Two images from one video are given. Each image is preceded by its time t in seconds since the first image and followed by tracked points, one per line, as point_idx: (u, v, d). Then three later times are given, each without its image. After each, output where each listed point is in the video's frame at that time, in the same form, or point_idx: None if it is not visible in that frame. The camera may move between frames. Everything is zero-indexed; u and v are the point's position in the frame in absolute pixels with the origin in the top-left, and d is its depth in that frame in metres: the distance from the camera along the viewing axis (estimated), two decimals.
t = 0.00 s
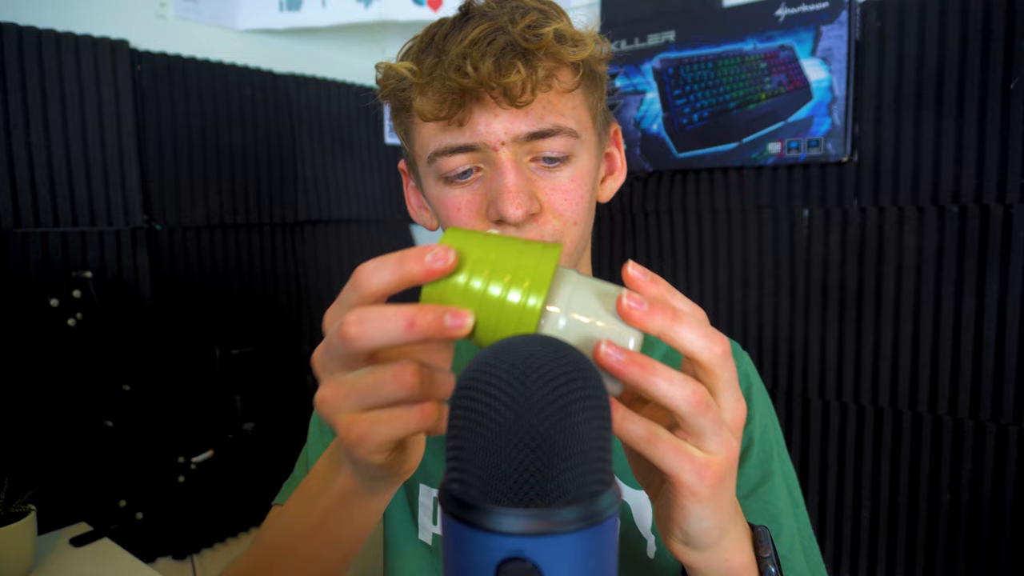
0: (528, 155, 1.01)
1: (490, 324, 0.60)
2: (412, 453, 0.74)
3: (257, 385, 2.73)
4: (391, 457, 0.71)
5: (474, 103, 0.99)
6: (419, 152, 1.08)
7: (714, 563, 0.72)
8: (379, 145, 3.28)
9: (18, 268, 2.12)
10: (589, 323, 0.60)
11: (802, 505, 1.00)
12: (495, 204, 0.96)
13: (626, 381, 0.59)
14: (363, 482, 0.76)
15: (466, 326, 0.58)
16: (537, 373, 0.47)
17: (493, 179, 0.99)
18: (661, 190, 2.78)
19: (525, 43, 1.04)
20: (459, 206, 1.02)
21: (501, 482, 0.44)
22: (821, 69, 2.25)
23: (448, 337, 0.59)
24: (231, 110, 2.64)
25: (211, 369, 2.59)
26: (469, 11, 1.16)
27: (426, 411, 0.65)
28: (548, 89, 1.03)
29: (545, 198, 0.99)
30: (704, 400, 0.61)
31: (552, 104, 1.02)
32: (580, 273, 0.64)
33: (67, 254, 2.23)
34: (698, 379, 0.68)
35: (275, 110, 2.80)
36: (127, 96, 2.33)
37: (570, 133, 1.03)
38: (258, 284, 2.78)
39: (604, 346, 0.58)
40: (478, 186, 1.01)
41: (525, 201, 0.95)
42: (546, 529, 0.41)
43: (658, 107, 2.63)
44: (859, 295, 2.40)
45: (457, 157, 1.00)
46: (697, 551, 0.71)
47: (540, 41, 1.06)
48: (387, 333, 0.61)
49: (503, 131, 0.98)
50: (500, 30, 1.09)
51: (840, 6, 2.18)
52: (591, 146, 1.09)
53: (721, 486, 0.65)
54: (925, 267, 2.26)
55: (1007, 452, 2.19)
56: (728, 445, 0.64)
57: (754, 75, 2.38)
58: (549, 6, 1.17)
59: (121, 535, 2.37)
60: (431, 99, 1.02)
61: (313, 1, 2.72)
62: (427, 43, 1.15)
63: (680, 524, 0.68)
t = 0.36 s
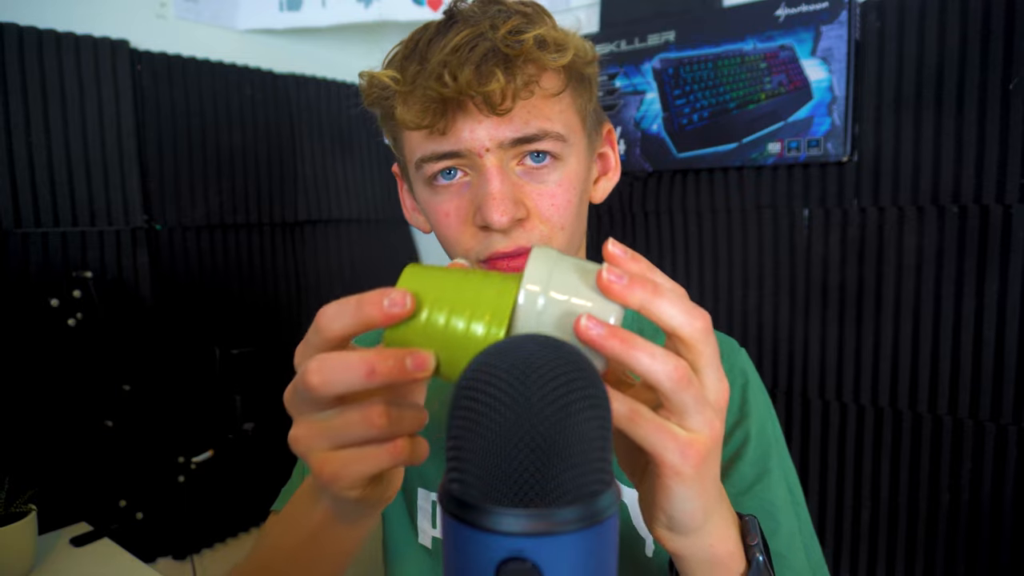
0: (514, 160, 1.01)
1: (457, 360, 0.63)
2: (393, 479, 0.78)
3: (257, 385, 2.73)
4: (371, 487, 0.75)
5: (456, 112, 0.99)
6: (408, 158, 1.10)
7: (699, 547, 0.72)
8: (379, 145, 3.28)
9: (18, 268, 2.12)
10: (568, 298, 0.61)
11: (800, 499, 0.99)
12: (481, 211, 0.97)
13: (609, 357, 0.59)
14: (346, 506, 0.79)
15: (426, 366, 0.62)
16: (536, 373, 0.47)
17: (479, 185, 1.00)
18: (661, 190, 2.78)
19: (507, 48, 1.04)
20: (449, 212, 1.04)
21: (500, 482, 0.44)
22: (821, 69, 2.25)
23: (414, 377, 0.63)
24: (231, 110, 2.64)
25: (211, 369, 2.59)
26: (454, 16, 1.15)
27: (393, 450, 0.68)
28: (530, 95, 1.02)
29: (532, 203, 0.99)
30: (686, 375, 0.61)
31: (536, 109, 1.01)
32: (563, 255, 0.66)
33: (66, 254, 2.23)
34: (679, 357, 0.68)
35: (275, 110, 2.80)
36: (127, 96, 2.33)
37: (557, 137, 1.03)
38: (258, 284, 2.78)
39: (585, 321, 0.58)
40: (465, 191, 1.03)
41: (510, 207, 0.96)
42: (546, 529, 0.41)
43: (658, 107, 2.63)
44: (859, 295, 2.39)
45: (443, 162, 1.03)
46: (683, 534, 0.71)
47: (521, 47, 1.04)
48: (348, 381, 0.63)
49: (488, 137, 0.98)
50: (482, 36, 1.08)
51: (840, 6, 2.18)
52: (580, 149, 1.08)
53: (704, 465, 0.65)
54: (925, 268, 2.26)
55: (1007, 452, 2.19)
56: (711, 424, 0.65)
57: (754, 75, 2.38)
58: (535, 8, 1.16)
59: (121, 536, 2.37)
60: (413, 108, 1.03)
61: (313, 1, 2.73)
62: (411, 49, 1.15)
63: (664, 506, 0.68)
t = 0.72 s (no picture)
0: (504, 159, 1.00)
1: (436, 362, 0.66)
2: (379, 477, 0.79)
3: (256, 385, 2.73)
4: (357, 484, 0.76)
5: (445, 113, 0.99)
6: (400, 160, 1.10)
7: (685, 552, 0.71)
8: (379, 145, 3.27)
9: (17, 267, 2.12)
10: (538, 304, 0.60)
11: (798, 493, 0.99)
12: (470, 211, 0.97)
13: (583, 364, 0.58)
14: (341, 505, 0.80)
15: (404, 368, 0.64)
16: (536, 373, 0.47)
17: (469, 185, 1.00)
18: (661, 190, 2.78)
19: (494, 48, 1.03)
20: (440, 212, 1.04)
21: (500, 483, 0.44)
22: (821, 69, 2.25)
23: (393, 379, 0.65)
24: (231, 110, 2.64)
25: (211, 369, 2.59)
26: (443, 17, 1.15)
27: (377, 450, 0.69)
28: (517, 95, 1.01)
29: (522, 203, 0.99)
30: (663, 379, 0.60)
31: (525, 109, 1.01)
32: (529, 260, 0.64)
33: (66, 254, 2.23)
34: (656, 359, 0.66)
35: (275, 110, 2.80)
36: (127, 96, 2.33)
37: (546, 136, 1.02)
38: (258, 284, 2.78)
39: (555, 326, 0.57)
40: (456, 191, 1.02)
41: (499, 207, 0.96)
42: (546, 529, 0.41)
43: (658, 108, 2.63)
44: (859, 295, 2.39)
45: (433, 162, 1.02)
46: (667, 539, 0.70)
47: (507, 47, 1.03)
48: (329, 384, 0.64)
49: (477, 137, 0.98)
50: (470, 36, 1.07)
51: (839, 6, 2.18)
52: (572, 148, 1.07)
53: (685, 471, 0.64)
54: (925, 268, 2.26)
55: (1007, 452, 2.19)
56: (691, 427, 0.63)
57: (754, 75, 2.38)
58: (525, 8, 1.15)
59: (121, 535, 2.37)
60: (401, 109, 1.02)
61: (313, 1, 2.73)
62: (401, 49, 1.15)
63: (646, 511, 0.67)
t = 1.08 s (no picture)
0: (495, 159, 1.00)
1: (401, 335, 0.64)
2: (357, 455, 0.80)
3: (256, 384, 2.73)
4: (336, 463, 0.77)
5: (433, 114, 0.99)
6: (394, 160, 1.10)
7: (662, 558, 0.68)
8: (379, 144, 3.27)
9: (17, 267, 2.12)
10: (492, 318, 0.59)
11: (796, 491, 0.99)
12: (461, 210, 0.98)
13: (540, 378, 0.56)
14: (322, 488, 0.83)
15: (372, 337, 0.64)
16: (536, 373, 0.46)
17: (461, 185, 1.00)
18: (661, 190, 2.78)
19: (483, 48, 1.02)
20: (432, 212, 1.04)
21: (500, 482, 0.44)
22: (821, 69, 2.25)
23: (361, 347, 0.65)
24: (231, 110, 2.64)
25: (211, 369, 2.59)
26: (434, 17, 1.15)
27: (350, 422, 0.69)
28: (506, 95, 1.00)
29: (513, 203, 0.99)
30: (621, 388, 0.59)
31: (514, 109, 1.00)
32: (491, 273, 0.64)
33: (66, 254, 2.23)
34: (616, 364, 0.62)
35: (275, 110, 2.80)
36: (126, 96, 2.33)
37: (537, 136, 1.02)
38: (258, 284, 2.78)
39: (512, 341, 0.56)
40: (448, 192, 1.02)
41: (490, 207, 0.96)
42: (546, 529, 0.41)
43: (658, 108, 2.64)
44: (859, 295, 2.39)
45: (425, 162, 1.03)
46: (643, 544, 0.67)
47: (495, 47, 1.02)
48: (298, 350, 0.65)
49: (467, 137, 0.98)
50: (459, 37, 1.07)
51: (839, 6, 2.18)
52: (564, 147, 1.07)
53: (651, 476, 0.62)
54: (925, 268, 2.26)
55: (1007, 452, 2.19)
56: (655, 430, 0.61)
57: (754, 75, 2.38)
58: (515, 8, 1.15)
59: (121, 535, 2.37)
60: (392, 110, 1.02)
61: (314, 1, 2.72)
62: (393, 51, 1.15)
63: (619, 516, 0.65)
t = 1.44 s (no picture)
0: (482, 161, 1.00)
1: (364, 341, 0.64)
2: (330, 464, 0.81)
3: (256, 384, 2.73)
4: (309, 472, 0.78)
5: (417, 119, 0.99)
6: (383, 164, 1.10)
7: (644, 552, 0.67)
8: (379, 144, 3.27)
9: (17, 267, 2.12)
10: (460, 315, 0.61)
11: (792, 489, 0.99)
12: (447, 213, 0.98)
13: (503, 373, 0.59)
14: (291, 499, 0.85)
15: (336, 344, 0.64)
16: (535, 373, 0.47)
17: (448, 188, 1.00)
18: (661, 190, 2.78)
19: (465, 51, 1.02)
20: (422, 215, 1.04)
21: (501, 482, 0.44)
22: (822, 69, 2.25)
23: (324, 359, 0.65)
24: (231, 110, 2.64)
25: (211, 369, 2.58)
26: (419, 22, 1.15)
27: (315, 434, 0.70)
28: (488, 97, 1.00)
29: (499, 205, 0.99)
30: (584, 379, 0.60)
31: (498, 111, 1.00)
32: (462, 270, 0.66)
33: (66, 255, 2.23)
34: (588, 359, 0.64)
35: (275, 111, 2.80)
36: (127, 96, 2.33)
37: (523, 138, 1.01)
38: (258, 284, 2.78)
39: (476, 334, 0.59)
40: (437, 194, 1.03)
41: (476, 210, 0.96)
42: (546, 529, 0.41)
43: (658, 107, 2.64)
44: (859, 295, 2.39)
45: (412, 165, 1.02)
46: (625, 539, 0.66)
47: (476, 50, 1.02)
48: (258, 364, 0.65)
49: (452, 140, 0.98)
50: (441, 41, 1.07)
51: (839, 6, 2.19)
52: (551, 148, 1.07)
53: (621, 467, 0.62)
54: (925, 268, 2.26)
55: (1007, 452, 2.19)
56: (624, 422, 0.62)
57: (754, 75, 2.38)
58: (498, 10, 1.15)
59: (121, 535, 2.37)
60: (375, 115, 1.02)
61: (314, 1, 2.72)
62: (379, 56, 1.15)
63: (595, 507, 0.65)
